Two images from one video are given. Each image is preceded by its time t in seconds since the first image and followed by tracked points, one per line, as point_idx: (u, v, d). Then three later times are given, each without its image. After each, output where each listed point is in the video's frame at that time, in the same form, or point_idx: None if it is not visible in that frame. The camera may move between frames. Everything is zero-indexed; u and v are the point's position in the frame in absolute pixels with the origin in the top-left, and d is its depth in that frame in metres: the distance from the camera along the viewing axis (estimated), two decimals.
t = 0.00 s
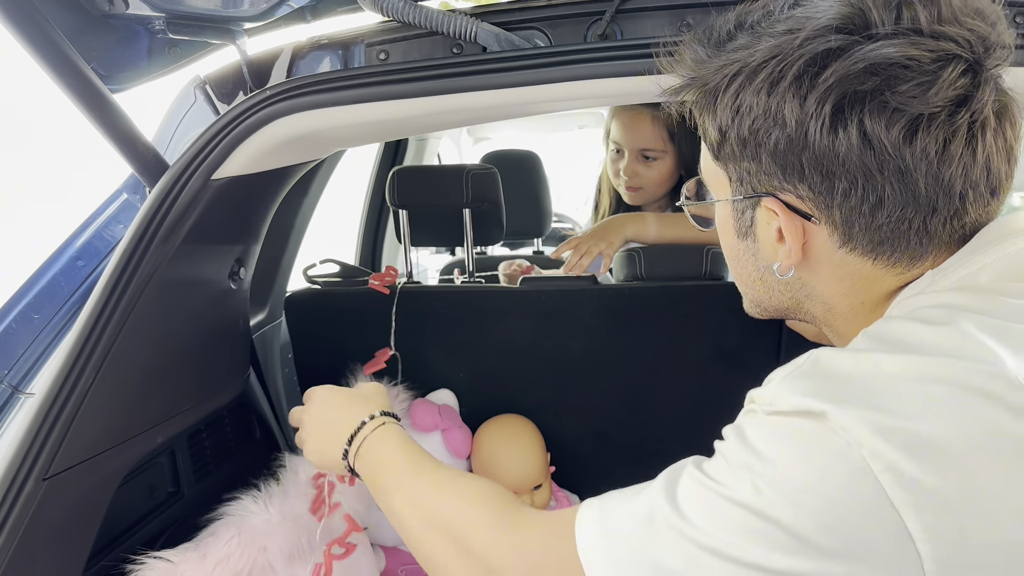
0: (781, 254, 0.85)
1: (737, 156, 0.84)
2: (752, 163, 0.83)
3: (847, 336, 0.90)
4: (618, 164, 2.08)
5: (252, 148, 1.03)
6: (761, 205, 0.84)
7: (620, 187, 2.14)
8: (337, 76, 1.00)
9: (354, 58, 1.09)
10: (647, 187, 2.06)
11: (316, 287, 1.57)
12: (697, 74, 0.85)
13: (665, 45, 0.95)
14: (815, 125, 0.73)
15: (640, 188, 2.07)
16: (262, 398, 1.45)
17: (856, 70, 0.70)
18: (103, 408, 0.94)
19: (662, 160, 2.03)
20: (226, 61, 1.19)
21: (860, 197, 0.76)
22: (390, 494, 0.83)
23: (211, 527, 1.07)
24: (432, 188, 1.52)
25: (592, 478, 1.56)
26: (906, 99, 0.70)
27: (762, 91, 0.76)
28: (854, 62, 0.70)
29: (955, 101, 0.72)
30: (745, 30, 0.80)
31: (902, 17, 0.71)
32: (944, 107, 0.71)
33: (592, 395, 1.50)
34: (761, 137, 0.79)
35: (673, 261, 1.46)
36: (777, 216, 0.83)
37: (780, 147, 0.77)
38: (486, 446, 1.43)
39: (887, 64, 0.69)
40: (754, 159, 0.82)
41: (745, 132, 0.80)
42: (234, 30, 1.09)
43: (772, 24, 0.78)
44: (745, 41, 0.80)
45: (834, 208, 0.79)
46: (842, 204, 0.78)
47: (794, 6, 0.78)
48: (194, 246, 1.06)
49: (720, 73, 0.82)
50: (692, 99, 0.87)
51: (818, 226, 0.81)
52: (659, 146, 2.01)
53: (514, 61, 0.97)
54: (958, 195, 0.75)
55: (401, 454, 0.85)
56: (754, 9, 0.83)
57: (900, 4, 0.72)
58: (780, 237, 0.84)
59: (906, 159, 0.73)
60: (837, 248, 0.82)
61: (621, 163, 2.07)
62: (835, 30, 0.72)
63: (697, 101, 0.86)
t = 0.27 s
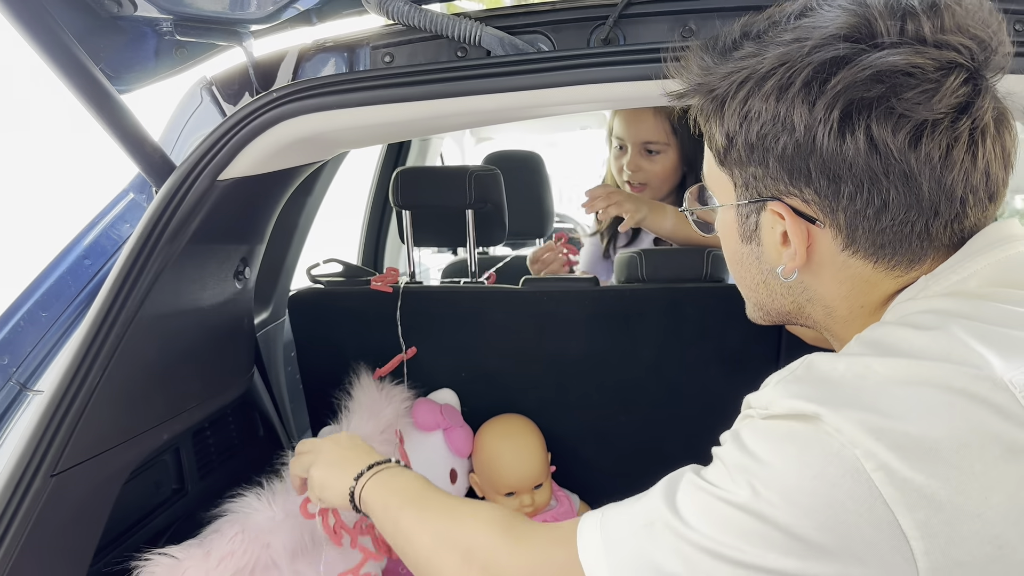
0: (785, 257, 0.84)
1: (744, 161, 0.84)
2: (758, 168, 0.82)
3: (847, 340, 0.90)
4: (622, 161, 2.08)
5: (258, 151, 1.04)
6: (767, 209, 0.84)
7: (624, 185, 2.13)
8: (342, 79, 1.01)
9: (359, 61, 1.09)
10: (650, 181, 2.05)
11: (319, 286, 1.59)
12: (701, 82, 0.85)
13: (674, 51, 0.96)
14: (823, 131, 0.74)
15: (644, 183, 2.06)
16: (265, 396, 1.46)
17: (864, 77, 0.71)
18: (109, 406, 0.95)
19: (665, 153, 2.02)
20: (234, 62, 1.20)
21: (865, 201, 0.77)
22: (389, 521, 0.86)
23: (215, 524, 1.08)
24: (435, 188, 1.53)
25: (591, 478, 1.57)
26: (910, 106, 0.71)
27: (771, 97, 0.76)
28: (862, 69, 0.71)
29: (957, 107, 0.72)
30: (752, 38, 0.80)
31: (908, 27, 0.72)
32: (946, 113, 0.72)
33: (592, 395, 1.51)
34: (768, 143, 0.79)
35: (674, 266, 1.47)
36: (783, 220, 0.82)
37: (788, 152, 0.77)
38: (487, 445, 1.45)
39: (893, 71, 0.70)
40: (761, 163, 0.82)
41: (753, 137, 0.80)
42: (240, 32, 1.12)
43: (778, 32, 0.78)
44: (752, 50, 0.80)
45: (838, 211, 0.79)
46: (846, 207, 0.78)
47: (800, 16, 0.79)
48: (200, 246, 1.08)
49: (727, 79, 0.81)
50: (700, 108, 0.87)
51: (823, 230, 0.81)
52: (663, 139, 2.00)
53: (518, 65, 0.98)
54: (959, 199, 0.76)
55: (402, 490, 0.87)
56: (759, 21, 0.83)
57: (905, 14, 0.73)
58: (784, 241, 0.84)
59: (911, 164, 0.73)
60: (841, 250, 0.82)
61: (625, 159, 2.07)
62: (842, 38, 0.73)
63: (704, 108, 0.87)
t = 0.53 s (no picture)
0: (783, 257, 0.85)
1: (744, 161, 0.85)
2: (758, 167, 0.83)
3: (841, 339, 0.91)
4: (627, 158, 2.00)
5: (260, 151, 1.06)
6: (766, 209, 0.85)
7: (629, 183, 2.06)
8: (343, 80, 1.02)
9: (361, 62, 1.10)
10: (656, 177, 1.98)
11: (320, 284, 1.60)
12: (704, 83, 0.86)
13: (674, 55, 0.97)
14: (822, 134, 0.75)
15: (650, 179, 1.99)
16: (266, 393, 1.47)
17: (863, 81, 0.72)
18: (112, 401, 0.97)
19: (670, 147, 1.96)
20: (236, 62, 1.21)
21: (861, 203, 0.77)
22: (372, 551, 0.86)
23: (216, 519, 1.10)
24: (436, 188, 1.54)
25: (589, 476, 1.58)
26: (907, 110, 0.72)
27: (772, 98, 0.77)
28: (860, 74, 0.71)
29: (953, 113, 0.73)
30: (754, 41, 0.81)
31: (907, 32, 0.73)
32: (942, 118, 0.73)
33: (591, 394, 1.52)
34: (768, 143, 0.80)
35: (672, 267, 1.49)
36: (781, 220, 0.83)
37: (787, 153, 0.78)
38: (486, 443, 1.46)
39: (892, 77, 0.71)
40: (761, 165, 0.83)
41: (753, 137, 0.81)
42: (244, 33, 1.13)
43: (780, 34, 0.79)
44: (754, 53, 0.81)
45: (835, 213, 0.80)
46: (841, 209, 0.79)
47: (802, 19, 0.80)
48: (204, 244, 1.09)
49: (729, 81, 0.82)
50: (704, 109, 0.88)
51: (820, 230, 0.82)
52: (668, 132, 1.94)
53: (518, 68, 0.99)
54: (953, 203, 0.77)
55: (378, 523, 0.88)
56: (763, 22, 0.83)
57: (906, 20, 0.74)
58: (782, 240, 0.85)
59: (907, 167, 0.74)
60: (837, 251, 0.83)
61: (631, 155, 1.99)
62: (843, 42, 0.74)
63: (706, 110, 0.88)
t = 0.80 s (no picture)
0: (782, 251, 0.85)
1: (745, 154, 0.85)
2: (758, 162, 0.84)
3: (840, 334, 0.91)
4: (630, 154, 1.98)
5: (259, 147, 1.07)
6: (766, 202, 0.85)
7: (635, 180, 2.03)
8: (342, 78, 1.03)
9: (360, 60, 1.11)
10: (661, 172, 1.96)
11: (319, 280, 1.61)
12: (707, 76, 0.86)
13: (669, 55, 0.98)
14: (824, 127, 0.75)
15: (655, 174, 1.97)
16: (264, 388, 1.49)
17: (866, 75, 0.72)
18: (112, 392, 0.98)
19: (673, 140, 1.93)
20: (236, 59, 1.21)
21: (861, 197, 0.78)
22: (365, 545, 0.86)
23: (213, 512, 1.11)
24: (434, 185, 1.55)
25: (585, 472, 1.59)
26: (908, 105, 0.72)
27: (774, 92, 0.78)
28: (862, 68, 0.72)
29: (955, 109, 0.73)
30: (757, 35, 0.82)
31: (911, 28, 0.74)
32: (944, 114, 0.73)
33: (587, 391, 1.53)
34: (769, 137, 0.80)
35: (668, 263, 1.49)
36: (780, 213, 0.84)
37: (787, 148, 0.79)
38: (483, 438, 1.47)
39: (894, 71, 0.72)
40: (762, 159, 0.83)
41: (754, 131, 0.82)
42: (243, 30, 1.12)
43: (784, 29, 0.80)
44: (757, 46, 0.82)
45: (835, 208, 0.80)
46: (841, 204, 0.79)
47: (805, 14, 0.81)
48: (203, 239, 1.10)
49: (731, 75, 0.83)
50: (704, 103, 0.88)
51: (820, 226, 0.82)
52: (671, 125, 1.92)
53: (515, 66, 1.00)
54: (953, 199, 0.77)
55: (374, 517, 0.88)
56: (764, 18, 0.85)
57: (909, 16, 0.75)
58: (782, 235, 0.85)
59: (908, 163, 0.74)
60: (836, 246, 0.83)
61: (632, 151, 1.97)
62: (846, 36, 0.74)
63: (706, 105, 0.88)
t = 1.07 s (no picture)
0: (790, 250, 0.86)
1: (754, 150, 0.85)
2: (768, 158, 0.84)
3: (844, 331, 0.92)
4: (631, 150, 1.98)
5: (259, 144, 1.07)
6: (775, 200, 0.85)
7: (636, 176, 2.04)
8: (342, 75, 1.03)
9: (360, 57, 1.11)
10: (663, 168, 1.96)
11: (319, 277, 1.61)
12: (716, 71, 0.86)
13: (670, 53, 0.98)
14: (836, 125, 0.75)
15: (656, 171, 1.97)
16: (264, 384, 1.49)
17: (880, 72, 0.71)
18: (112, 389, 0.98)
19: (675, 137, 1.93)
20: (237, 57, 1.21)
21: (874, 197, 0.78)
22: (388, 555, 0.88)
23: (212, 508, 1.11)
24: (434, 183, 1.55)
25: (584, 470, 1.60)
26: (923, 104, 0.71)
27: (785, 88, 0.77)
28: (877, 65, 0.71)
29: (970, 108, 0.73)
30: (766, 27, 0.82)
31: (927, 23, 0.72)
32: (959, 113, 0.72)
33: (586, 389, 1.53)
34: (779, 133, 0.80)
35: (668, 261, 1.48)
36: (789, 212, 0.84)
37: (798, 145, 0.79)
38: (482, 436, 1.47)
39: (909, 69, 0.71)
40: (771, 155, 0.84)
41: (764, 127, 0.82)
42: (243, 26, 1.11)
43: (795, 23, 0.79)
44: (766, 40, 0.81)
45: (845, 206, 0.80)
46: (851, 202, 0.79)
47: (817, 7, 0.80)
48: (204, 237, 1.11)
49: (740, 69, 0.83)
50: (713, 99, 0.88)
51: (829, 224, 0.83)
52: (672, 121, 1.91)
53: (516, 65, 1.00)
54: (967, 199, 0.77)
55: (400, 528, 0.89)
56: (775, 9, 0.84)
57: (926, 9, 0.73)
58: (790, 233, 0.86)
59: (921, 163, 0.74)
60: (845, 245, 0.83)
61: (634, 147, 1.97)
62: (860, 31, 0.73)
63: (716, 101, 0.88)
